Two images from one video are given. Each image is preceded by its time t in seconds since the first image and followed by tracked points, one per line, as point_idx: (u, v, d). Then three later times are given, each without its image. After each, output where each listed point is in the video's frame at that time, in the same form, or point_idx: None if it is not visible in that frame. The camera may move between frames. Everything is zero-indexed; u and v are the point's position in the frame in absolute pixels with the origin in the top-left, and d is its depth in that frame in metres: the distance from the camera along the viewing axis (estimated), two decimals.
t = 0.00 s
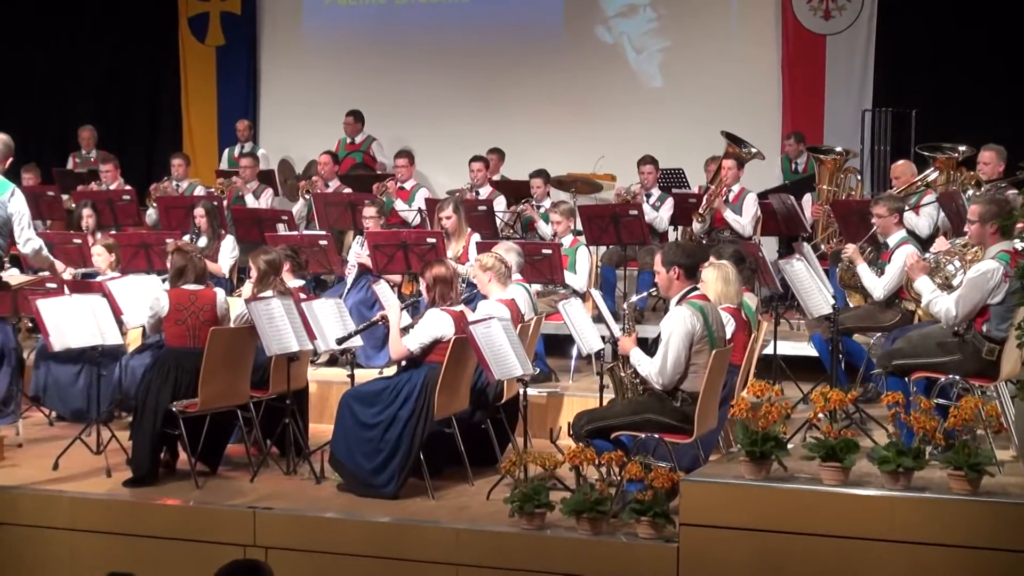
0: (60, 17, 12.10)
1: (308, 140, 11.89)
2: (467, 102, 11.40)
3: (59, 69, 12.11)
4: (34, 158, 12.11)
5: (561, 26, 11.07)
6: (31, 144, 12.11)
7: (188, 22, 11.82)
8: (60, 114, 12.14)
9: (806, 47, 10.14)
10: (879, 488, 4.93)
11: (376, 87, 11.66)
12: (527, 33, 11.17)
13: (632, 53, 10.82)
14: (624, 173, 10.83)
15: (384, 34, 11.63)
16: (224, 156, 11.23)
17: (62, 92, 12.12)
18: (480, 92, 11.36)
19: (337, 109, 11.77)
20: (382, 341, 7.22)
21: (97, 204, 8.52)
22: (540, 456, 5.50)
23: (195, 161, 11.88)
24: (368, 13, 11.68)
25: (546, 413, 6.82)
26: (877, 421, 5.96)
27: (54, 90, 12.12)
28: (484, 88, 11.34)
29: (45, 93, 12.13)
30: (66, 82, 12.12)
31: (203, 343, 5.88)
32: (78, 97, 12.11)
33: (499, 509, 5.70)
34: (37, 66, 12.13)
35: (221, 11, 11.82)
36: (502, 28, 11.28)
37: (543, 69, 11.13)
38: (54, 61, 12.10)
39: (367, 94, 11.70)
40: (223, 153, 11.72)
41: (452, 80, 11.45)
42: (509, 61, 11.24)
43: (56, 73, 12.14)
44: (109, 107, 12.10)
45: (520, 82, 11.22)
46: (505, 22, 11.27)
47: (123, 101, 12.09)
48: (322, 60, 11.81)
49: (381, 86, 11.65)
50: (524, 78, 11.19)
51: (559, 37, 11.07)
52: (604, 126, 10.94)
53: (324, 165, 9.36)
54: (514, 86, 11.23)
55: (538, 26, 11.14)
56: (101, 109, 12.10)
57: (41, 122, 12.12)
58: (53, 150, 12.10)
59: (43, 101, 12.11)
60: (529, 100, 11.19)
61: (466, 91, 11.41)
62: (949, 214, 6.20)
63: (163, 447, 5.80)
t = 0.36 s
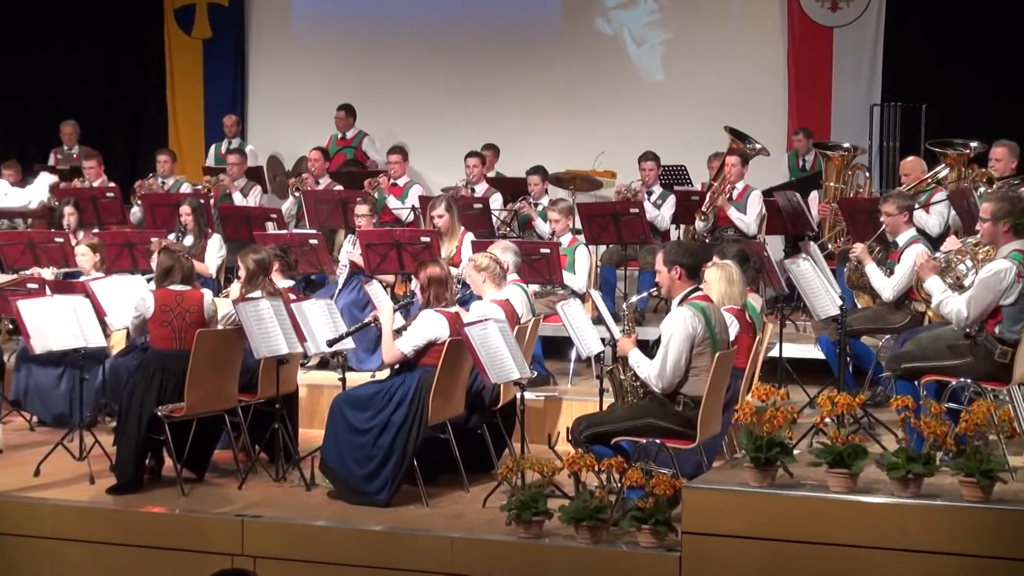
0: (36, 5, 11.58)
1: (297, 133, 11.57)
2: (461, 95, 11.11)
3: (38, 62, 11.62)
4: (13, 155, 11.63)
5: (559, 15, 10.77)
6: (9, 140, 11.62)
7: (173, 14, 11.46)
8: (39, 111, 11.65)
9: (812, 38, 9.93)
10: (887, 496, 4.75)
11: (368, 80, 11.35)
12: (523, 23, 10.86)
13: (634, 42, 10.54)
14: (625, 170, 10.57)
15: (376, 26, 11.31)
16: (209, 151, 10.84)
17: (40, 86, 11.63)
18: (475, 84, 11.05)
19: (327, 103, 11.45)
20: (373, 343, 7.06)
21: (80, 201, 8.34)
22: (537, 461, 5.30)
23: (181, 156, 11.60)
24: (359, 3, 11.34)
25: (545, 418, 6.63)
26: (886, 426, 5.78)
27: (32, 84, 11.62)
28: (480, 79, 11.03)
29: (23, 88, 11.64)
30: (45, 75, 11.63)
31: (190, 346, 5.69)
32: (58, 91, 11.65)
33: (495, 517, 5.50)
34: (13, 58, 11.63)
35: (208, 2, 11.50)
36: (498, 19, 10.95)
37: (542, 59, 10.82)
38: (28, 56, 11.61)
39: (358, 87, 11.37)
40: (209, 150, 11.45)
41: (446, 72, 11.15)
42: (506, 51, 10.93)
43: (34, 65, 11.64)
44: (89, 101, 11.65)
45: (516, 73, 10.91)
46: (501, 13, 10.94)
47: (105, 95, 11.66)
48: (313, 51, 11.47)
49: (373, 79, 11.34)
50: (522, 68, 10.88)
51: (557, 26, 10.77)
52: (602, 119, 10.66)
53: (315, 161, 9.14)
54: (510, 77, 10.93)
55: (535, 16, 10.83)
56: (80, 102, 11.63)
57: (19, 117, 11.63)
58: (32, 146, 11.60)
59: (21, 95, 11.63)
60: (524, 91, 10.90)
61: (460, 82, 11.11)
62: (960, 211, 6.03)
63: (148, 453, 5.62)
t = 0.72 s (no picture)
0: None
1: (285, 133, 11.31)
2: (454, 90, 10.86)
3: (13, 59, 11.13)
4: None
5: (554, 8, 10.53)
6: None
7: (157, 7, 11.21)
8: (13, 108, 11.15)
9: (816, 30, 9.56)
10: (895, 504, 4.57)
11: (359, 75, 11.10)
12: (517, 16, 10.63)
13: (634, 33, 10.29)
14: (623, 166, 10.33)
15: (366, 20, 11.05)
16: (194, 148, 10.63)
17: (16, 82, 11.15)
18: (468, 79, 10.81)
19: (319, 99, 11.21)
20: (363, 347, 6.90)
21: (60, 200, 8.13)
22: (533, 468, 5.11)
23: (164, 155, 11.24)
24: None
25: (541, 423, 6.44)
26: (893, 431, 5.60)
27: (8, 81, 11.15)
28: (473, 74, 10.79)
29: None
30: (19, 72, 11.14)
31: (174, 348, 5.50)
32: (33, 88, 11.16)
33: (489, 526, 5.31)
34: None
35: None
36: (491, 12, 10.71)
37: (536, 53, 10.58)
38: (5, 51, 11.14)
39: (349, 82, 11.12)
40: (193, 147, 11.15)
41: (439, 68, 10.89)
42: (500, 45, 10.70)
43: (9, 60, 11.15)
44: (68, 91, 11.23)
45: (510, 68, 10.68)
46: (494, 6, 10.71)
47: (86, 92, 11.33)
48: (301, 46, 11.23)
49: (363, 74, 11.08)
50: (515, 62, 10.65)
51: (552, 19, 10.53)
52: (599, 115, 10.41)
53: (303, 158, 8.96)
54: (504, 71, 10.69)
55: (529, 9, 10.59)
56: (55, 93, 11.18)
57: None
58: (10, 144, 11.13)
59: None
60: (518, 85, 10.66)
61: (453, 77, 10.86)
62: (970, 209, 5.84)
63: (130, 460, 5.43)
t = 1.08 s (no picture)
0: None
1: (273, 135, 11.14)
2: (448, 91, 10.67)
3: None
4: None
5: (549, 7, 10.35)
6: None
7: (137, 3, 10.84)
8: None
9: (820, 26, 9.39)
10: (899, 517, 4.40)
11: (350, 75, 10.90)
12: (512, 15, 10.45)
13: (632, 32, 10.11)
14: (619, 168, 10.16)
15: (358, 18, 10.86)
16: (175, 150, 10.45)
17: None
18: (462, 79, 10.63)
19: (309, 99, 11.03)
20: (351, 355, 6.75)
21: (36, 202, 7.96)
22: (527, 480, 4.92)
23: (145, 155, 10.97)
24: None
25: (534, 434, 6.27)
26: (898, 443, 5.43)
27: None
28: (467, 74, 10.61)
29: None
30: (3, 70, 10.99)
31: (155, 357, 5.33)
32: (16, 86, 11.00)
33: (481, 540, 5.13)
34: None
35: None
36: (486, 11, 10.53)
37: (531, 53, 10.40)
38: None
39: (340, 82, 10.93)
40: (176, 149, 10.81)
41: (432, 68, 10.70)
42: (494, 45, 10.52)
43: None
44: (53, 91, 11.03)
45: (504, 67, 10.50)
46: (489, 5, 10.53)
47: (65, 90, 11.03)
48: (291, 45, 11.05)
49: (355, 74, 10.89)
50: (510, 62, 10.48)
51: (547, 18, 10.35)
52: (595, 116, 10.23)
53: (289, 160, 8.82)
54: (498, 72, 10.52)
55: (524, 8, 10.41)
56: (41, 93, 11.02)
57: None
58: None
59: None
60: (512, 85, 10.48)
61: (446, 77, 10.68)
62: (978, 213, 5.67)
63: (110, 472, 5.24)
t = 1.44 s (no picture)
0: None
1: (265, 139, 10.97)
2: (444, 93, 10.50)
3: None
4: None
5: (548, 8, 10.17)
6: None
7: (119, 3, 10.68)
8: None
9: (827, 27, 9.22)
10: (909, 534, 4.22)
11: (346, 78, 10.72)
12: (509, 16, 10.28)
13: (632, 34, 9.94)
14: (619, 173, 9.99)
15: (354, 20, 10.67)
16: (160, 154, 10.27)
17: None
18: (458, 82, 10.46)
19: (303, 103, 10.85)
20: (342, 367, 6.58)
21: (16, 209, 7.77)
22: (524, 496, 4.71)
23: (128, 159, 10.77)
24: None
25: (531, 449, 6.10)
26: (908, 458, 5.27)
27: None
28: (464, 77, 10.44)
29: None
30: None
31: (137, 368, 5.14)
32: None
33: (477, 559, 4.95)
34: None
35: None
36: (484, 13, 10.36)
37: (530, 55, 10.22)
38: None
39: (335, 85, 10.75)
40: (160, 152, 10.68)
41: (428, 70, 10.53)
42: (492, 47, 10.34)
43: None
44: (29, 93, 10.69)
45: (501, 69, 10.33)
46: (487, 7, 10.36)
47: (44, 93, 10.70)
48: (285, 47, 10.87)
49: (351, 77, 10.71)
50: (508, 65, 10.30)
51: (546, 20, 10.17)
52: (594, 120, 10.06)
53: (277, 165, 8.66)
54: (496, 74, 10.34)
55: (523, 10, 10.24)
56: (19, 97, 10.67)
57: None
58: None
59: None
60: (510, 89, 10.31)
61: (442, 80, 10.51)
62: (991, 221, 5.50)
63: (92, 487, 5.06)
